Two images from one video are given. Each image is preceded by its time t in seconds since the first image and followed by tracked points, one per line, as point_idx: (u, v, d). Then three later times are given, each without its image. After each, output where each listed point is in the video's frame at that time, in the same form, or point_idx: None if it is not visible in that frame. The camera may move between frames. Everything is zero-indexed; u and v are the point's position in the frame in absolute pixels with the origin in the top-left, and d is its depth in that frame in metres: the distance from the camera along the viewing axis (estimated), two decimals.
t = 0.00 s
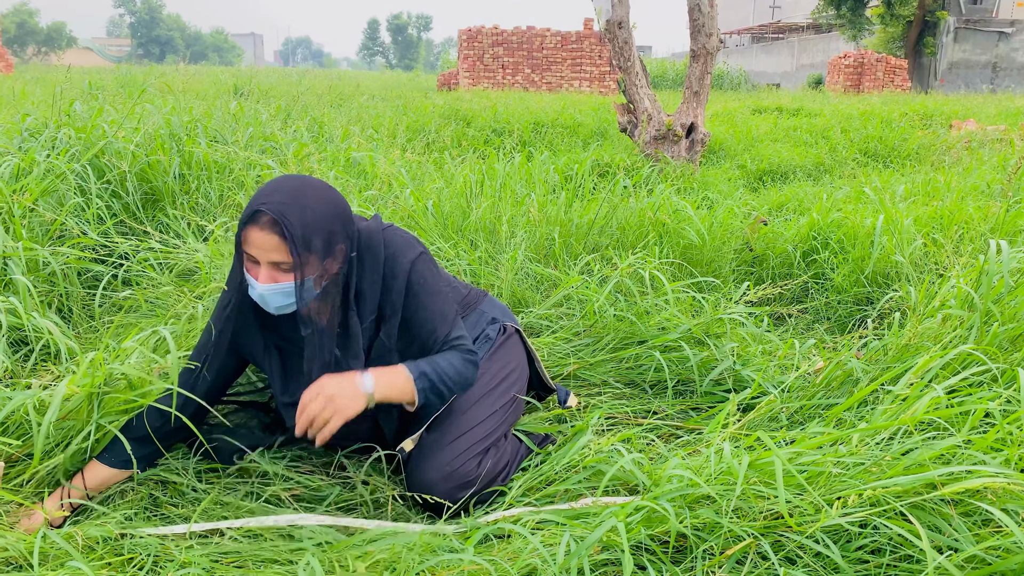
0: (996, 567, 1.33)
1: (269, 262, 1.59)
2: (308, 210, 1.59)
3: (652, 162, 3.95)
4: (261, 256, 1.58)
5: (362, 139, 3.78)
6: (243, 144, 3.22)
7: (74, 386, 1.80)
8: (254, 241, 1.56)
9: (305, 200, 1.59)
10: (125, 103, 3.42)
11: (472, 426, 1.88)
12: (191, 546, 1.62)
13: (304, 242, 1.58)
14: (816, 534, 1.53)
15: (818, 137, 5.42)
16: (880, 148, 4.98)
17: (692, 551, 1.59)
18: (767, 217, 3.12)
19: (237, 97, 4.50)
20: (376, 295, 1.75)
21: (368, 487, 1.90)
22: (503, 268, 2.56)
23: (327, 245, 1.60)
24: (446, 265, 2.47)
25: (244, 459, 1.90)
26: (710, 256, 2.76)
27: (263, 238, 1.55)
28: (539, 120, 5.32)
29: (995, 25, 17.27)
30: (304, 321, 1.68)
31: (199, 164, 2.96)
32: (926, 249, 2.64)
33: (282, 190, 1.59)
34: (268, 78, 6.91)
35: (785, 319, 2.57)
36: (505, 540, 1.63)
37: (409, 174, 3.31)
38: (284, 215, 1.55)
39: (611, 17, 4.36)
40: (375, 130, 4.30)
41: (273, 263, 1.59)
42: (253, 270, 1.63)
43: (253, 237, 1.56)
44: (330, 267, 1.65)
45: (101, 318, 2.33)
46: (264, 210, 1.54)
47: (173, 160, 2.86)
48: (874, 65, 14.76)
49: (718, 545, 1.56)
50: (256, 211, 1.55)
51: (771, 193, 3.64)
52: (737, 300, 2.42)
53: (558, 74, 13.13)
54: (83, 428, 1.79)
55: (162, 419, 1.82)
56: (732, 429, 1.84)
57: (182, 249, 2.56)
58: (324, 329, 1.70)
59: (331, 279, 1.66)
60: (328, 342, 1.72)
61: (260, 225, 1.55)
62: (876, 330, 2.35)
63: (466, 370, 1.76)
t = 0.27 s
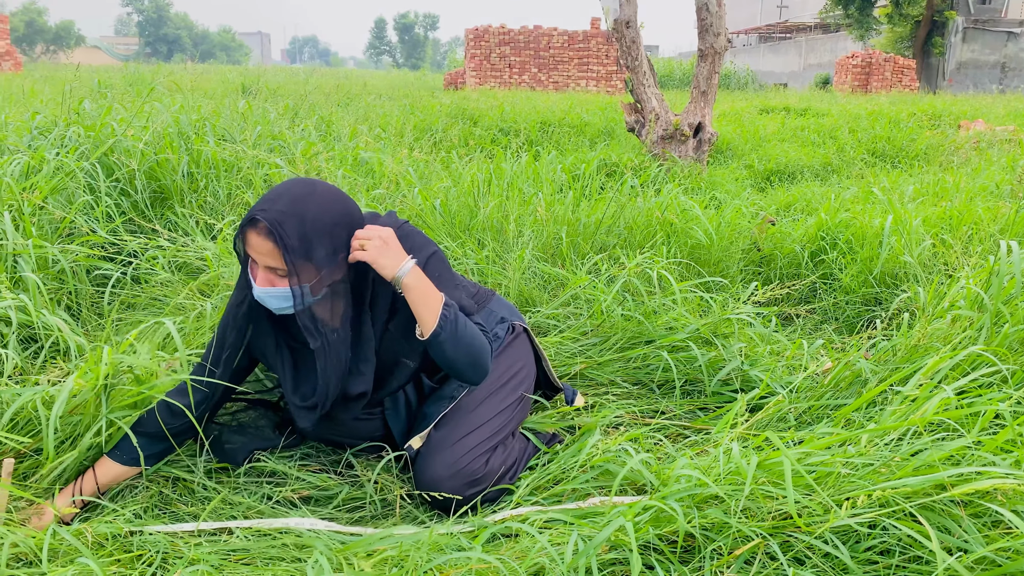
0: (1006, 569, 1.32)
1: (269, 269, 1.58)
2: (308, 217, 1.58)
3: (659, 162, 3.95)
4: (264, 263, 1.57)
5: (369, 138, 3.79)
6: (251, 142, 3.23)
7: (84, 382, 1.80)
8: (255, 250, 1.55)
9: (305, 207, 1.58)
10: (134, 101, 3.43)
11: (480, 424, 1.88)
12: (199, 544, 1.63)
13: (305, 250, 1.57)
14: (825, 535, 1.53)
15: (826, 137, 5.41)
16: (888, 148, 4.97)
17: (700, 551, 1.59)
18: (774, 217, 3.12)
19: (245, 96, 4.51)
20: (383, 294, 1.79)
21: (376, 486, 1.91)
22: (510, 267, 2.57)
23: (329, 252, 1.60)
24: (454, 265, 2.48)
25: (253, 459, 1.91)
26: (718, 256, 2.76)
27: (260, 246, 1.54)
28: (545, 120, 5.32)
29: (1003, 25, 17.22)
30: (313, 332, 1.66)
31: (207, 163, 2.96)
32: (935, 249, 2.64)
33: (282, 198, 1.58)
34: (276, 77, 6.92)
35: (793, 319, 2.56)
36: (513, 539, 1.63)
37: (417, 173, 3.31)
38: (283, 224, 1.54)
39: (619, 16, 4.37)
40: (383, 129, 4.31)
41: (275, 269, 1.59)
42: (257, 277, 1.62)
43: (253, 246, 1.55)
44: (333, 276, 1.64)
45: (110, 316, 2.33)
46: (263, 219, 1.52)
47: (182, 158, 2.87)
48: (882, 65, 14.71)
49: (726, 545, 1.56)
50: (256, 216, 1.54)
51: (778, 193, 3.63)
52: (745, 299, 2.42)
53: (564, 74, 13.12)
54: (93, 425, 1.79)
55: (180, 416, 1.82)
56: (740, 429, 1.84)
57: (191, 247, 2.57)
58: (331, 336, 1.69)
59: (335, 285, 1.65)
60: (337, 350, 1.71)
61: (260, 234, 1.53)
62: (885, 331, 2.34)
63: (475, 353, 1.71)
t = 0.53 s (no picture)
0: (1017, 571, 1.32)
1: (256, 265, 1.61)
2: (294, 215, 1.59)
3: (667, 162, 3.95)
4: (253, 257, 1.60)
5: (378, 137, 3.79)
6: (260, 141, 3.23)
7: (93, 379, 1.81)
8: (245, 245, 1.59)
9: (293, 205, 1.59)
10: (143, 100, 3.45)
11: (486, 425, 1.88)
12: (207, 541, 1.63)
13: (288, 249, 1.58)
14: (834, 536, 1.52)
15: (834, 138, 5.40)
16: (896, 149, 4.95)
17: (708, 551, 1.59)
18: (782, 217, 3.11)
19: (253, 95, 4.52)
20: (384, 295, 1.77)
21: (383, 485, 1.91)
22: (518, 267, 2.57)
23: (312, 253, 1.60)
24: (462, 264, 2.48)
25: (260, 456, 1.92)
26: (726, 256, 2.75)
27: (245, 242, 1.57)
28: (553, 119, 5.32)
29: (1012, 26, 17.14)
30: (294, 326, 1.69)
31: (216, 161, 2.97)
32: (944, 250, 2.63)
33: (273, 195, 1.60)
34: (284, 76, 6.93)
35: (801, 320, 2.56)
36: (520, 539, 1.63)
37: (424, 173, 3.32)
38: (266, 222, 1.56)
39: (627, 16, 4.37)
40: (391, 128, 4.31)
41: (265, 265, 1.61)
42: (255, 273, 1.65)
43: (243, 241, 1.58)
44: (319, 276, 1.64)
45: (118, 313, 2.34)
46: (246, 215, 1.55)
47: (190, 157, 2.88)
48: (890, 65, 14.65)
49: (734, 546, 1.56)
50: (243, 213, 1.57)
51: (786, 193, 3.63)
52: (753, 300, 2.42)
53: (572, 73, 13.11)
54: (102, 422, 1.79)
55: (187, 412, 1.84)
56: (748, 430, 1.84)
57: (199, 246, 2.58)
58: (317, 333, 1.70)
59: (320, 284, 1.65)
60: (323, 350, 1.72)
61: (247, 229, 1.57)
62: (894, 332, 2.33)
63: (466, 359, 1.70)
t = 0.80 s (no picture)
0: None
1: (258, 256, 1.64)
2: (293, 205, 1.61)
3: (675, 162, 3.94)
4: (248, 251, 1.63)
5: (386, 137, 3.80)
6: (268, 140, 3.24)
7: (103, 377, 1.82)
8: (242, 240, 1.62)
9: (290, 196, 1.62)
10: (152, 99, 3.46)
11: (494, 426, 1.88)
12: (216, 539, 1.63)
13: (288, 239, 1.61)
14: (844, 537, 1.52)
15: (842, 138, 5.38)
16: (905, 150, 4.94)
17: (717, 552, 1.59)
18: (791, 218, 3.11)
19: (261, 94, 4.53)
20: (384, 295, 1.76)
21: (391, 484, 1.91)
22: (526, 266, 2.57)
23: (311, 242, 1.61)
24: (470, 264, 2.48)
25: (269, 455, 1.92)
26: (734, 257, 2.75)
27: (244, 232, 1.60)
28: (560, 119, 5.32)
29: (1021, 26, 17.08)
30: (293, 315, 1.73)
31: (224, 160, 2.98)
32: (954, 252, 2.62)
33: (274, 186, 1.62)
34: (291, 76, 6.94)
35: (809, 321, 2.55)
36: (529, 539, 1.63)
37: (433, 172, 3.32)
38: (265, 211, 1.59)
39: (635, 16, 4.36)
40: (399, 128, 4.32)
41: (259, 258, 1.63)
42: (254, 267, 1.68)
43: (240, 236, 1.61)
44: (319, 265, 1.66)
45: (127, 312, 2.35)
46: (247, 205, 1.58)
47: (199, 156, 2.89)
48: (898, 66, 14.60)
49: (743, 547, 1.56)
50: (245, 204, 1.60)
51: (794, 194, 3.62)
52: (762, 301, 2.41)
53: (579, 73, 13.10)
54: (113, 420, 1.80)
55: (196, 410, 1.86)
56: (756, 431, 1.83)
57: (208, 244, 2.59)
58: (314, 324, 1.74)
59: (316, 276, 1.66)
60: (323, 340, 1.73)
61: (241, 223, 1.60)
62: (904, 333, 2.32)
63: (469, 359, 1.69)
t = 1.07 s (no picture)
0: None
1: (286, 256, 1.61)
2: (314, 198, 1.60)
3: (683, 163, 3.94)
4: (288, 255, 1.59)
5: (394, 137, 3.80)
6: (277, 139, 3.25)
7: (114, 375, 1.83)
8: (272, 242, 1.57)
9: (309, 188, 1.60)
10: (162, 98, 3.47)
11: (502, 427, 1.88)
12: (225, 537, 1.64)
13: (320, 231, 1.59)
14: (853, 539, 1.52)
15: (850, 140, 5.37)
16: (913, 151, 4.93)
17: (726, 553, 1.59)
18: (799, 219, 3.11)
19: (270, 94, 4.55)
20: (395, 295, 1.76)
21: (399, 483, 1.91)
22: (534, 267, 2.57)
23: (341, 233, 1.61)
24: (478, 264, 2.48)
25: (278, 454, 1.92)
26: (743, 258, 2.75)
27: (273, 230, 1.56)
28: (568, 120, 5.33)
29: None
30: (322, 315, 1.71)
31: (234, 160, 2.99)
32: (963, 254, 2.62)
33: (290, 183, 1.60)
34: (300, 76, 6.96)
35: (818, 322, 2.55)
36: (537, 539, 1.63)
37: (441, 173, 3.33)
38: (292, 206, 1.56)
39: (643, 16, 4.37)
40: (408, 128, 4.33)
41: (301, 260, 1.60)
42: (285, 270, 1.65)
43: (271, 238, 1.57)
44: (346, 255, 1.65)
45: (137, 311, 2.36)
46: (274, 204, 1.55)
47: (208, 155, 2.90)
48: (907, 67, 14.56)
49: (752, 548, 1.56)
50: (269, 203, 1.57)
51: (803, 195, 3.62)
52: (770, 302, 2.41)
53: (586, 74, 13.10)
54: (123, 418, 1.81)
55: (204, 408, 1.85)
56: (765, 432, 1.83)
57: (217, 244, 2.60)
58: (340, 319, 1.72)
59: (340, 275, 1.65)
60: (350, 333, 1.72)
61: (277, 225, 1.55)
62: (914, 335, 2.32)
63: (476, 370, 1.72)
